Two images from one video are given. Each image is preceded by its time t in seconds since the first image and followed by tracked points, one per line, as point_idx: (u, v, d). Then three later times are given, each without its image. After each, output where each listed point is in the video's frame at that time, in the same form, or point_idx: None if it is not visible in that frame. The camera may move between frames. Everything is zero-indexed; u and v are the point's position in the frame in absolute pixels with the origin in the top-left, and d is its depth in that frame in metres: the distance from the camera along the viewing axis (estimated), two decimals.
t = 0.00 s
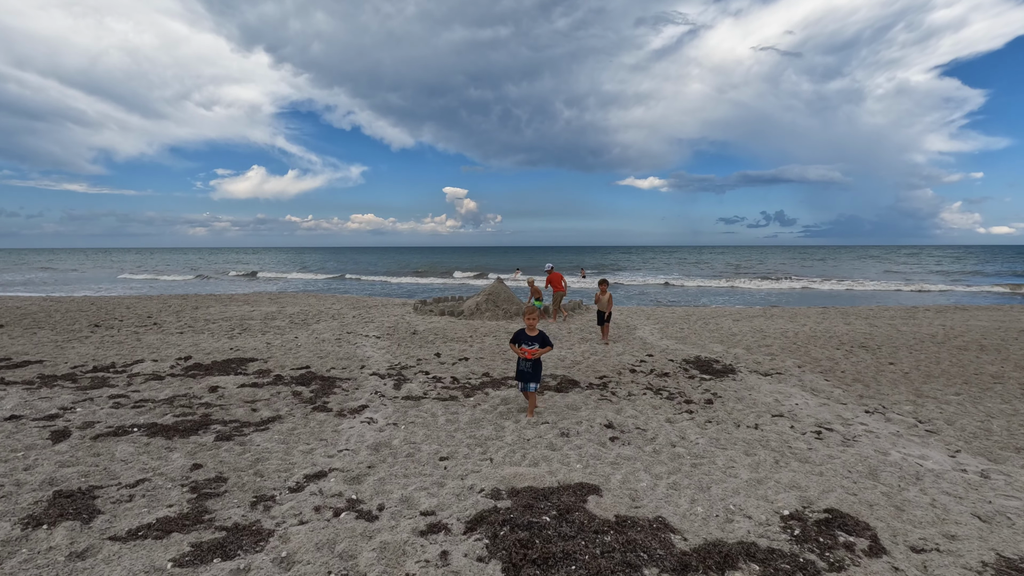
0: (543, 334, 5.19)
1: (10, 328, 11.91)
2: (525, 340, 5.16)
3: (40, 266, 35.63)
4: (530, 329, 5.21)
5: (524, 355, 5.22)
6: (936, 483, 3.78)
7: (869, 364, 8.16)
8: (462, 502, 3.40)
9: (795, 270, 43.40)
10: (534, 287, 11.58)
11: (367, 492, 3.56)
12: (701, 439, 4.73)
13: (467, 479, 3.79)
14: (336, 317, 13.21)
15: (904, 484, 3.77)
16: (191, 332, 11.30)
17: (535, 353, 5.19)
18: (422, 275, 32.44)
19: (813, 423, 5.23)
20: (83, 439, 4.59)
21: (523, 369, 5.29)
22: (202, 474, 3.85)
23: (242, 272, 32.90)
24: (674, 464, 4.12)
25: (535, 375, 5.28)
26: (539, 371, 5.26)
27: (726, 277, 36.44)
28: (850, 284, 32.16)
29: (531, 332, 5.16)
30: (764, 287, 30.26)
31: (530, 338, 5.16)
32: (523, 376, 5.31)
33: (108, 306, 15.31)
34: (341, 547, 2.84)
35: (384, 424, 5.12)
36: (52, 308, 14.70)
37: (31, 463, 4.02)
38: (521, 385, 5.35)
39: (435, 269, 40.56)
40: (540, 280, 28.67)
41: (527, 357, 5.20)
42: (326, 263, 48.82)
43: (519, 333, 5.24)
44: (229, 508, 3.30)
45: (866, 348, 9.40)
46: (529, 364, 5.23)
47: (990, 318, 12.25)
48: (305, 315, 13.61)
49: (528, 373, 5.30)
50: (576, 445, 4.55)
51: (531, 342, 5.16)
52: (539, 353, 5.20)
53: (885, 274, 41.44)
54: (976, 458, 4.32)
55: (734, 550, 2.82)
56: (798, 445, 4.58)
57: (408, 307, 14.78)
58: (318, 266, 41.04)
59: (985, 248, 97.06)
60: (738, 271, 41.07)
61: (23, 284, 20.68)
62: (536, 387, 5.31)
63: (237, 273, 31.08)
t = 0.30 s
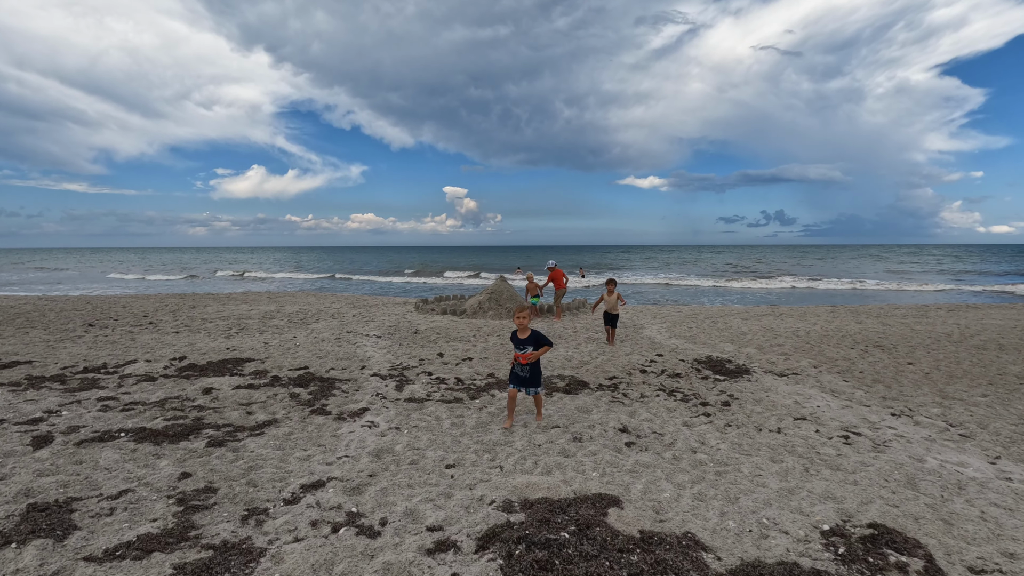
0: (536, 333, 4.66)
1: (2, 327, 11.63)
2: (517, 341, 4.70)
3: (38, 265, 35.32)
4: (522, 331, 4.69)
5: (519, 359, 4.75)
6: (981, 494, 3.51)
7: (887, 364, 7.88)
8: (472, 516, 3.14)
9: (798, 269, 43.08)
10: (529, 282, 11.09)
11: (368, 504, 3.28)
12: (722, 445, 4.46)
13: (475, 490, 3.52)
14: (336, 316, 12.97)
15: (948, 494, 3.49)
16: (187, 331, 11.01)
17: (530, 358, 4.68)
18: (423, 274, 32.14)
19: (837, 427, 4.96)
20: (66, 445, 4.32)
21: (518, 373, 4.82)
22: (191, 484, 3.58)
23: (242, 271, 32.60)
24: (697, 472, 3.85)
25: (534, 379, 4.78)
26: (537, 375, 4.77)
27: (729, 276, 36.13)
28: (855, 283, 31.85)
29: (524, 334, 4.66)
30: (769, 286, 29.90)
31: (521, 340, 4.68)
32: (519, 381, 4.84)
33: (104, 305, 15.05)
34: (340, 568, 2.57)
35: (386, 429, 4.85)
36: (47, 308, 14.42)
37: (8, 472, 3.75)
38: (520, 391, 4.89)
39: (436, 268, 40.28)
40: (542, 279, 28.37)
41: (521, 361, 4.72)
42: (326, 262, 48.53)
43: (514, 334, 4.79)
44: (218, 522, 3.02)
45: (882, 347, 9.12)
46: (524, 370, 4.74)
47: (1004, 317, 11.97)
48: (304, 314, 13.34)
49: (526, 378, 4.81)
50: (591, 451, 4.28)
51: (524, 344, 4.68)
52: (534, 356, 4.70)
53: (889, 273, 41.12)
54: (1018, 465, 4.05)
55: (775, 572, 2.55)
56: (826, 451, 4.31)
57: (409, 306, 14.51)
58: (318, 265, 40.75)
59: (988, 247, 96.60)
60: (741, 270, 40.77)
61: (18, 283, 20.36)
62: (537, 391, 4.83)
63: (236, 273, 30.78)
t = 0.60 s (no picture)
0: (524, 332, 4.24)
1: None
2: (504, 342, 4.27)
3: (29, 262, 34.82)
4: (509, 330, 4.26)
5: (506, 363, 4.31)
6: None
7: (902, 363, 7.61)
8: (475, 535, 2.85)
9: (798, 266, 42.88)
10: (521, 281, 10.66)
11: (362, 521, 3.00)
12: (740, 451, 4.19)
13: (478, 503, 3.24)
14: (332, 313, 12.65)
15: (993, 507, 3.22)
16: (177, 330, 10.69)
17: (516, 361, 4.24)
18: (421, 271, 31.83)
19: (860, 431, 4.68)
20: (36, 454, 4.01)
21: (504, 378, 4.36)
22: (168, 499, 3.29)
23: (237, 269, 32.20)
24: (718, 483, 3.57)
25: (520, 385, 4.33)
26: (524, 380, 4.32)
27: (729, 272, 35.84)
28: (856, 280, 31.63)
29: (511, 333, 4.23)
30: (769, 283, 29.61)
31: (509, 340, 4.25)
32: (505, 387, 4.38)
33: (94, 303, 14.70)
34: None
35: (382, 435, 4.55)
36: (35, 305, 14.05)
37: None
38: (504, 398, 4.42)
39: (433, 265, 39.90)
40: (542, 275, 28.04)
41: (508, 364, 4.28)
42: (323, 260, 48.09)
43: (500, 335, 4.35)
44: (194, 545, 2.73)
45: (893, 345, 8.86)
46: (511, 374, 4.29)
47: (1015, 313, 11.72)
48: (298, 311, 13.02)
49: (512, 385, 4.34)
50: (601, 459, 4.00)
51: (511, 346, 4.25)
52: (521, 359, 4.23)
53: (889, 270, 40.96)
54: None
55: None
56: (853, 458, 4.04)
57: (406, 303, 14.21)
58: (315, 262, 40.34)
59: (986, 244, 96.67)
60: (741, 267, 40.52)
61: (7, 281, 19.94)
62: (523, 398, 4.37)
63: (231, 270, 30.39)
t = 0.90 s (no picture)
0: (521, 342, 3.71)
1: None
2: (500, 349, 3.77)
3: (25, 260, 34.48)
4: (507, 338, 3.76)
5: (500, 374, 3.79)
6: None
7: (918, 362, 7.36)
8: (481, 557, 2.60)
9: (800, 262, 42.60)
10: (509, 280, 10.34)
11: (357, 540, 2.75)
12: (760, 459, 3.95)
13: (483, 519, 2.99)
14: (330, 311, 12.39)
15: None
16: (171, 328, 10.43)
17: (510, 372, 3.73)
18: (420, 268, 31.56)
19: (886, 437, 4.42)
20: (10, 464, 3.76)
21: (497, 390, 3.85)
22: (147, 514, 3.04)
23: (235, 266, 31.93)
24: (741, 494, 3.32)
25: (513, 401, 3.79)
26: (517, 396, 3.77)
27: (731, 269, 35.61)
28: (859, 276, 31.36)
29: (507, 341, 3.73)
30: (771, 280, 29.33)
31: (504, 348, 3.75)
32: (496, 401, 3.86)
33: (88, 301, 14.45)
34: None
35: (379, 441, 4.30)
36: (27, 304, 13.77)
37: None
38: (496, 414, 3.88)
39: (432, 261, 39.66)
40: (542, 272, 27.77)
41: (501, 375, 3.76)
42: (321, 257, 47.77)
43: (498, 342, 3.86)
44: (172, 569, 2.48)
45: (907, 343, 8.61)
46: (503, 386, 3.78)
47: None
48: (296, 309, 12.77)
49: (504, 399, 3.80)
50: (613, 467, 3.75)
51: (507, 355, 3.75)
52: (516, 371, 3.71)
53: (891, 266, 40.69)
54: None
55: None
56: (882, 466, 3.79)
57: (406, 300, 13.96)
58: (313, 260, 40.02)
59: (987, 240, 96.37)
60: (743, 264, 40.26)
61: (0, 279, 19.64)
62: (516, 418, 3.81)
63: (229, 267, 30.10)
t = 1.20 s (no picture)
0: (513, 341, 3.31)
1: None
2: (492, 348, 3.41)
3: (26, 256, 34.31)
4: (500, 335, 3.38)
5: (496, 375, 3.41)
6: None
7: (941, 360, 7.05)
8: None
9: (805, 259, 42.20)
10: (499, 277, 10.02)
11: (350, 559, 2.48)
12: (787, 465, 3.66)
13: (489, 534, 2.71)
14: (330, 308, 12.13)
15: None
16: (167, 325, 10.18)
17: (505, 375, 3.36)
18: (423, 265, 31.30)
19: (919, 441, 4.13)
20: None
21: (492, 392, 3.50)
22: (121, 527, 2.77)
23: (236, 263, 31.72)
24: (770, 506, 3.04)
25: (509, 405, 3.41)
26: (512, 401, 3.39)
27: (736, 265, 35.21)
28: (866, 273, 30.99)
29: (499, 339, 3.36)
30: (778, 277, 28.96)
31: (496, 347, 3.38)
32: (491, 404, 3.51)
33: (85, 298, 14.21)
34: None
35: (377, 445, 4.03)
36: (22, 301, 13.53)
37: None
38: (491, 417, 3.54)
39: (435, 258, 39.34)
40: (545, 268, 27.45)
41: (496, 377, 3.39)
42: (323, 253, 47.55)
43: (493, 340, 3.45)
44: None
45: (926, 341, 8.30)
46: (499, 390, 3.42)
47: None
48: (296, 306, 12.51)
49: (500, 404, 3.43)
50: (629, 475, 3.47)
51: (498, 354, 3.38)
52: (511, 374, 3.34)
53: (899, 263, 40.22)
54: None
55: None
56: (921, 474, 3.50)
57: (408, 297, 13.68)
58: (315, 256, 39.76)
59: (994, 237, 95.58)
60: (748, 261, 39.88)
61: None
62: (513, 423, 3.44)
63: (230, 264, 29.89)
